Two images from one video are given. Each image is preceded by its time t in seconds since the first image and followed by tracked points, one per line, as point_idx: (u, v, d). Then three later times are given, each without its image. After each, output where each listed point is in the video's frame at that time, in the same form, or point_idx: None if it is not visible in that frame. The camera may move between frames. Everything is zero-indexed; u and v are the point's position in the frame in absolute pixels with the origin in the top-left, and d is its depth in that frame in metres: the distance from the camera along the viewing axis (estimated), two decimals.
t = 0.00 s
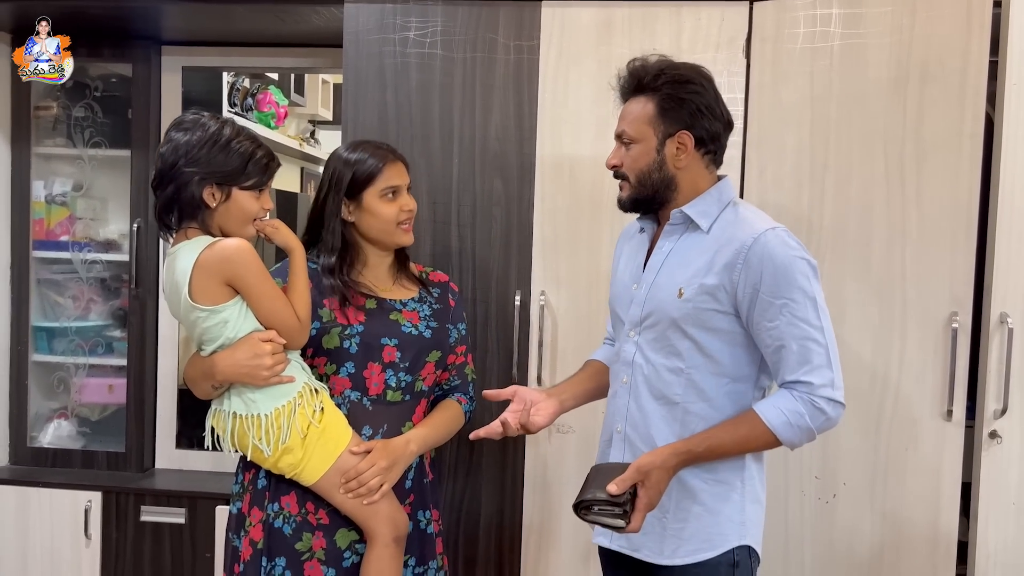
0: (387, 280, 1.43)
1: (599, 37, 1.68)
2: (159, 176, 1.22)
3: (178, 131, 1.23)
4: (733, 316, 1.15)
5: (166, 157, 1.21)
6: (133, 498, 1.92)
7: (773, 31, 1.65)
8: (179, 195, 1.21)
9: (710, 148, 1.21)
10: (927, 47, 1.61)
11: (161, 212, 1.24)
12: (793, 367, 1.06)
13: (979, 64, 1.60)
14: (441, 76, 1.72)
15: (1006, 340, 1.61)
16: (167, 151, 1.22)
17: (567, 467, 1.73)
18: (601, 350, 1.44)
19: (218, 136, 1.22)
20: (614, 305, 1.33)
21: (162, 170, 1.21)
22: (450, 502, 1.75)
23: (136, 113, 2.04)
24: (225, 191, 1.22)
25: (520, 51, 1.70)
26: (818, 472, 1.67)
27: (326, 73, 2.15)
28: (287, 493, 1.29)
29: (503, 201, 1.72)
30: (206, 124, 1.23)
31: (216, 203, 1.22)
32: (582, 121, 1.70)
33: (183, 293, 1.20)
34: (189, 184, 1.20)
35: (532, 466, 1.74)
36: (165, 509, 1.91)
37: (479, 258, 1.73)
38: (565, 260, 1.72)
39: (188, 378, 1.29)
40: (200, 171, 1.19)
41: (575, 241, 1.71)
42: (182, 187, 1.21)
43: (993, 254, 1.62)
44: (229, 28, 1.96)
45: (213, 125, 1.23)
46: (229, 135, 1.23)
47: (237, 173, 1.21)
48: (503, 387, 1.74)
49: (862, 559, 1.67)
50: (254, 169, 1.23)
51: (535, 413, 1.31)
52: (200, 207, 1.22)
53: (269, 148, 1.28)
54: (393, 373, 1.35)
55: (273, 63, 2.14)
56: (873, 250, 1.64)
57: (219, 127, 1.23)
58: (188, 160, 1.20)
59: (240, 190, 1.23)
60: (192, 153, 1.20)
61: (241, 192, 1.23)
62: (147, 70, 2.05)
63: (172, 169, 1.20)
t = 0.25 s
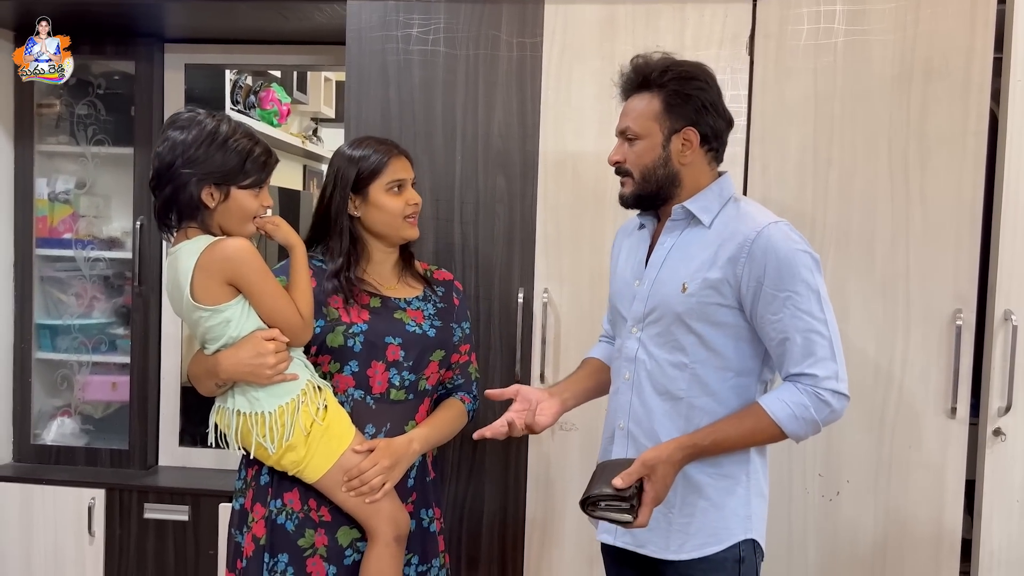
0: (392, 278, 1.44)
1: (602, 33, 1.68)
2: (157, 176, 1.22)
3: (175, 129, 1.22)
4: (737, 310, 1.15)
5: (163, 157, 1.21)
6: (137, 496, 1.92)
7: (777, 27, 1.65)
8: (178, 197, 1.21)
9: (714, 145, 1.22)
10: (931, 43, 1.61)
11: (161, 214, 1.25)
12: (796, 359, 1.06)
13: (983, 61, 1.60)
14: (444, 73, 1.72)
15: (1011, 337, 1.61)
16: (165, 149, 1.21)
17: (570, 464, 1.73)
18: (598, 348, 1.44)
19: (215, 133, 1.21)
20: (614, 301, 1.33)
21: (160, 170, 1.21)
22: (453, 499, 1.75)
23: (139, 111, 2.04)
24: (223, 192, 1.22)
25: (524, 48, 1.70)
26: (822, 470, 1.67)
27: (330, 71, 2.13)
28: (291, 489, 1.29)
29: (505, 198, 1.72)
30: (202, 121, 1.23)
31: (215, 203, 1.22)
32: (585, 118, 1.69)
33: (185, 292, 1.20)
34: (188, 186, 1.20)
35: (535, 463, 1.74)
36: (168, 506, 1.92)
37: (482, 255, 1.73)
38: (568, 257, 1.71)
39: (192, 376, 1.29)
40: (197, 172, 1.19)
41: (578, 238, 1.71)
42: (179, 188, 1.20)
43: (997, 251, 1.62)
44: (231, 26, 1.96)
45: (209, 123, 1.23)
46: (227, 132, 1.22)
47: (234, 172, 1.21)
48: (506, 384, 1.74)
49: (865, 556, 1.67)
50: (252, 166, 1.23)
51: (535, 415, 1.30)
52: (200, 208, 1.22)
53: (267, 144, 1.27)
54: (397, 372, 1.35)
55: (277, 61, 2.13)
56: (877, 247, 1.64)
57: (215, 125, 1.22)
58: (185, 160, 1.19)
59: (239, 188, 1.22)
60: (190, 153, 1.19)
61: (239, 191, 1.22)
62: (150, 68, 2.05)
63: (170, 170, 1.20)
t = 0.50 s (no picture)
0: (395, 276, 1.44)
1: (605, 31, 1.68)
2: (158, 178, 1.22)
3: (173, 129, 1.22)
4: (740, 307, 1.15)
5: (163, 158, 1.21)
6: (139, 494, 1.93)
7: (779, 25, 1.64)
8: (178, 199, 1.21)
9: (718, 146, 1.22)
10: (934, 41, 1.61)
11: (162, 215, 1.25)
12: (799, 355, 1.06)
13: (986, 59, 1.59)
14: (446, 72, 1.72)
15: (1014, 336, 1.61)
16: (165, 149, 1.21)
17: (572, 462, 1.73)
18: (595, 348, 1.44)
19: (213, 132, 1.21)
20: (616, 299, 1.32)
21: (160, 173, 1.21)
22: (455, 497, 1.75)
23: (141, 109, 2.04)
24: (223, 192, 1.21)
25: (526, 46, 1.70)
26: (824, 468, 1.67)
27: (332, 69, 2.13)
28: (293, 487, 1.30)
29: (508, 197, 1.72)
30: (200, 120, 1.22)
31: (215, 203, 1.22)
32: (587, 117, 1.69)
33: (188, 291, 1.21)
34: (188, 188, 1.20)
35: (537, 461, 1.74)
36: (171, 505, 1.92)
37: (484, 253, 1.73)
38: (570, 255, 1.71)
39: (195, 374, 1.29)
40: (195, 173, 1.19)
41: (580, 237, 1.71)
42: (179, 190, 1.21)
43: (1000, 249, 1.62)
44: (233, 24, 1.96)
45: (207, 122, 1.22)
46: (225, 130, 1.22)
47: (233, 172, 1.21)
48: (508, 383, 1.74)
49: (867, 555, 1.67)
50: (252, 165, 1.22)
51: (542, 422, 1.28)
52: (200, 209, 1.22)
53: (265, 141, 1.27)
54: (400, 370, 1.35)
55: (279, 59, 2.12)
56: (880, 245, 1.64)
57: (213, 123, 1.22)
58: (184, 161, 1.19)
59: (238, 189, 1.22)
60: (188, 154, 1.19)
61: (239, 191, 1.22)
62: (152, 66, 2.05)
63: (169, 172, 1.20)
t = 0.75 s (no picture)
0: (396, 272, 1.44)
1: (606, 27, 1.67)
2: (160, 174, 1.22)
3: (174, 125, 1.22)
4: (746, 308, 1.16)
5: (164, 153, 1.21)
6: (141, 490, 1.93)
7: (781, 20, 1.64)
8: (180, 194, 1.21)
9: (714, 145, 1.21)
10: (937, 36, 1.60)
11: (165, 210, 1.25)
12: (804, 356, 1.08)
13: (989, 54, 1.59)
14: (446, 68, 1.71)
15: (1017, 332, 1.60)
16: (165, 144, 1.21)
17: (573, 459, 1.73)
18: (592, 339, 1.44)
19: (212, 126, 1.20)
20: (616, 295, 1.32)
21: (162, 169, 1.21)
22: (456, 493, 1.75)
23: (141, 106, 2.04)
24: (224, 186, 1.21)
25: (526, 42, 1.70)
26: (826, 465, 1.66)
27: (332, 66, 2.13)
28: (292, 484, 1.29)
29: (509, 193, 1.71)
30: (200, 115, 1.22)
31: (217, 198, 1.22)
32: (588, 112, 1.69)
33: (189, 285, 1.21)
34: (189, 184, 1.20)
35: (538, 458, 1.73)
36: (172, 501, 1.92)
37: (485, 249, 1.72)
38: (571, 252, 1.71)
39: (196, 369, 1.29)
40: (195, 169, 1.19)
41: (581, 233, 1.70)
42: (181, 186, 1.20)
43: (1003, 245, 1.61)
44: (233, 20, 1.96)
45: (207, 116, 1.22)
46: (224, 124, 1.22)
47: (234, 167, 1.20)
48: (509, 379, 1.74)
49: (869, 551, 1.67)
50: (253, 158, 1.22)
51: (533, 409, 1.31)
52: (202, 205, 1.22)
53: (266, 134, 1.26)
54: (401, 369, 1.35)
55: (279, 56, 2.12)
56: (882, 241, 1.63)
57: (213, 118, 1.21)
58: (184, 156, 1.19)
59: (239, 183, 1.22)
60: (187, 150, 1.19)
61: (241, 185, 1.22)
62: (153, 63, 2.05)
63: (170, 168, 1.20)
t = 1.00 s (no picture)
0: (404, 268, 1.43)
1: (607, 23, 1.67)
2: (161, 169, 1.22)
3: (178, 119, 1.21)
4: (746, 307, 1.15)
5: (167, 148, 1.21)
6: (141, 488, 1.93)
7: (782, 17, 1.63)
8: (181, 190, 1.21)
9: (717, 142, 1.20)
10: (939, 31, 1.60)
11: (167, 206, 1.25)
12: (806, 357, 1.07)
13: (991, 50, 1.58)
14: (446, 65, 1.71)
15: (1019, 329, 1.59)
16: (168, 139, 1.21)
17: (573, 457, 1.72)
18: (593, 338, 1.43)
19: (215, 122, 1.20)
20: (615, 292, 1.31)
21: (164, 164, 1.21)
22: (456, 491, 1.75)
23: (141, 103, 2.04)
24: (226, 183, 1.21)
25: (527, 38, 1.69)
26: (827, 462, 1.66)
27: (332, 63, 2.13)
28: (289, 481, 1.29)
29: (509, 190, 1.71)
30: (203, 110, 1.21)
31: (218, 194, 1.21)
32: (589, 109, 1.68)
33: (186, 283, 1.21)
34: (190, 179, 1.19)
35: (538, 456, 1.73)
36: (172, 499, 1.92)
37: (485, 246, 1.72)
38: (571, 249, 1.70)
39: (196, 365, 1.29)
40: (197, 165, 1.18)
41: (581, 231, 1.70)
42: (182, 181, 1.20)
43: (1005, 242, 1.60)
44: (233, 18, 1.95)
45: (210, 111, 1.21)
46: (227, 120, 1.21)
47: (235, 163, 1.20)
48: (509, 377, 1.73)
49: (869, 549, 1.66)
50: (255, 154, 1.21)
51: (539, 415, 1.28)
52: (202, 200, 1.21)
53: (269, 130, 1.26)
54: (397, 366, 1.34)
55: (279, 53, 2.12)
56: (884, 238, 1.63)
57: (216, 113, 1.21)
58: (187, 152, 1.19)
59: (240, 180, 1.21)
60: (191, 144, 1.19)
61: (242, 182, 1.22)
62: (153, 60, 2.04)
63: (172, 163, 1.20)
